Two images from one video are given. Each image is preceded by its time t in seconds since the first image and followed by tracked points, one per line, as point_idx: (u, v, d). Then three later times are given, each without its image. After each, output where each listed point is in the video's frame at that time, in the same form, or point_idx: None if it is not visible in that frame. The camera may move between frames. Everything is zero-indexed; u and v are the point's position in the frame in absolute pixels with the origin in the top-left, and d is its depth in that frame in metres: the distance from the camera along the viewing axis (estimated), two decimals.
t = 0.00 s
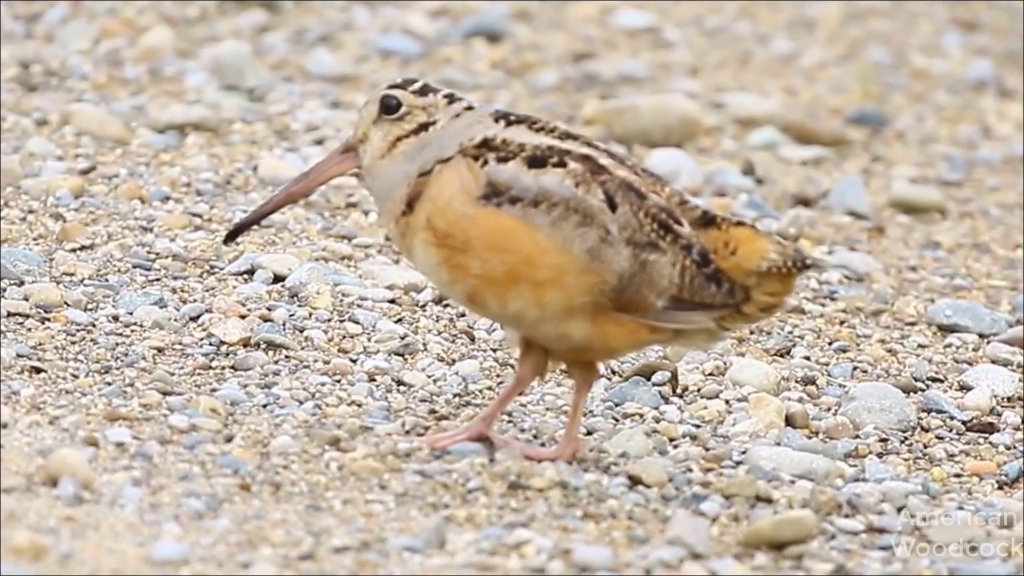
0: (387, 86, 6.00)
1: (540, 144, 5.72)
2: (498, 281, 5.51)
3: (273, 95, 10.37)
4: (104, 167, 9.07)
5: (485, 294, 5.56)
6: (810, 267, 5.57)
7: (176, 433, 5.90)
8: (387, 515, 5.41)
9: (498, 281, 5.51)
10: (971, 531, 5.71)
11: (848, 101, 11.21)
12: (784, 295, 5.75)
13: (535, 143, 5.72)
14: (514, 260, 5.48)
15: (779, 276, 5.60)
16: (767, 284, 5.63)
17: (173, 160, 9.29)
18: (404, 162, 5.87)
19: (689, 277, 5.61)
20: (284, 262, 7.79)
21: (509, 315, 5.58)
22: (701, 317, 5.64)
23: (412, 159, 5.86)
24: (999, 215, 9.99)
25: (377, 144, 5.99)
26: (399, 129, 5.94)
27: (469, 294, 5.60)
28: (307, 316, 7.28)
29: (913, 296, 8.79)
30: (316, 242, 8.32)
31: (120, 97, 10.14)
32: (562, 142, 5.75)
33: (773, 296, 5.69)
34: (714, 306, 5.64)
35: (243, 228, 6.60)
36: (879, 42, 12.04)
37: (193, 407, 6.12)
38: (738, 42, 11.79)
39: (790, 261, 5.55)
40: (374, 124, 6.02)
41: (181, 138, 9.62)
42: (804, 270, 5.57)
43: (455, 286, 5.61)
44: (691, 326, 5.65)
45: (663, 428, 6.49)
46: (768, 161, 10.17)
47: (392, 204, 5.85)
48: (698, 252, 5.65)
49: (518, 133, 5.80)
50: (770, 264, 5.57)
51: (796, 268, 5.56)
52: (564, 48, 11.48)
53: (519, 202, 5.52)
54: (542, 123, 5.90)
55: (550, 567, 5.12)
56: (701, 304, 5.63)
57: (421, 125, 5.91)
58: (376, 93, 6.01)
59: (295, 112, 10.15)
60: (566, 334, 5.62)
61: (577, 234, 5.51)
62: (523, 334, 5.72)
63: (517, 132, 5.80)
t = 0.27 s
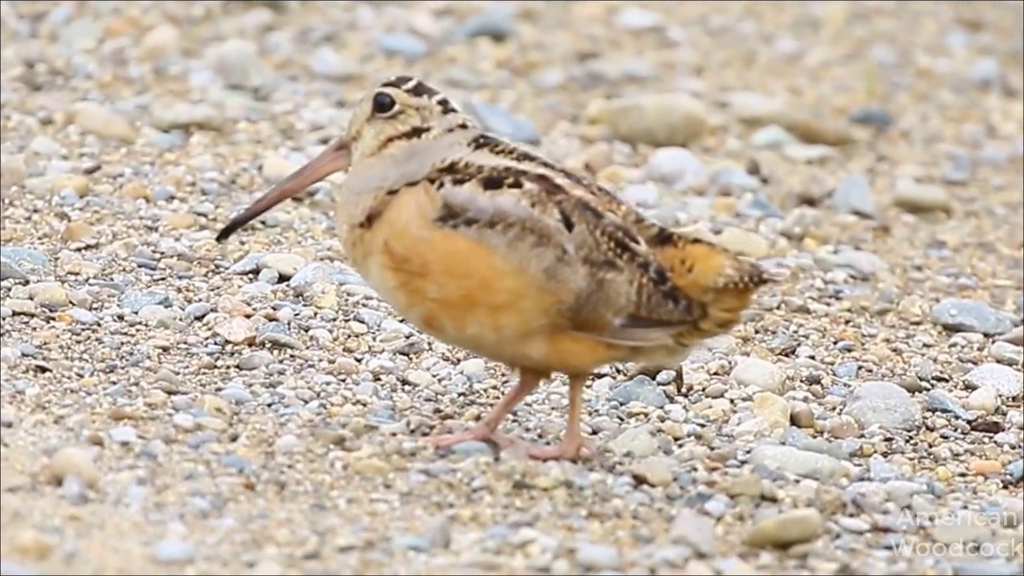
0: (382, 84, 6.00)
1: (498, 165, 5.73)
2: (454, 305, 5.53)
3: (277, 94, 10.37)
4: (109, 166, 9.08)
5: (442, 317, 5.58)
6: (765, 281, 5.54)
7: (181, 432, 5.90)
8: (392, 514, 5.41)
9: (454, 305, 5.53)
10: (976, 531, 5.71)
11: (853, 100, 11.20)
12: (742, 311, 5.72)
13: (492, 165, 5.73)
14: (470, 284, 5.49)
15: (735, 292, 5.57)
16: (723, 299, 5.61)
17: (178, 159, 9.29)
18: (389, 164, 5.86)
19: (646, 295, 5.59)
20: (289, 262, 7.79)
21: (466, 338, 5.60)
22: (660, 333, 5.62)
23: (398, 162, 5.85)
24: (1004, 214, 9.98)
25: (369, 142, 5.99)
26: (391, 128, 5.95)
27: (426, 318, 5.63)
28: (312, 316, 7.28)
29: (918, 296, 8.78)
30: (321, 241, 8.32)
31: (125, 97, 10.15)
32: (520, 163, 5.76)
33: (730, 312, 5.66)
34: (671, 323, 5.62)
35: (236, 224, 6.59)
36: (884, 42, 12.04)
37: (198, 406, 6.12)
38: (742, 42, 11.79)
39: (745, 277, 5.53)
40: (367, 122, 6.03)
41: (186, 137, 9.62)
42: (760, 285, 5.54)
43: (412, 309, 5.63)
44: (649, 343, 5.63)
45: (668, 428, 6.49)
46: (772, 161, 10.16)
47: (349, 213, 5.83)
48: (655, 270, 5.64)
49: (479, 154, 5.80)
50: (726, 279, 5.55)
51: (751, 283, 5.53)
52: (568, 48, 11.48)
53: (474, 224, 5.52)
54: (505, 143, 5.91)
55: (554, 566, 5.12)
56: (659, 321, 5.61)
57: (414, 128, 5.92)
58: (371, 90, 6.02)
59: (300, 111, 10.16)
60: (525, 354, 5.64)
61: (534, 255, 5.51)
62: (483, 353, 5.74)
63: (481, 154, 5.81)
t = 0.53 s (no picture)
0: (384, 83, 6.05)
1: (531, 142, 5.73)
2: (489, 280, 5.48)
3: (282, 94, 10.38)
4: (114, 166, 9.08)
5: (478, 292, 5.53)
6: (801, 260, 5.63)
7: (185, 432, 5.90)
8: (396, 514, 5.41)
9: (490, 280, 5.48)
10: (980, 531, 5.72)
11: (858, 100, 11.19)
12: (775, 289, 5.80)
13: (524, 142, 5.73)
14: (506, 259, 5.45)
15: (771, 270, 5.66)
16: (760, 277, 5.68)
17: (183, 159, 9.30)
18: (399, 159, 5.92)
19: (682, 273, 5.64)
20: (293, 261, 7.80)
21: (502, 314, 5.55)
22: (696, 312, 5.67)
23: (407, 157, 5.90)
24: (1009, 214, 9.97)
25: (374, 141, 6.05)
26: (395, 126, 6.00)
27: (461, 293, 5.58)
28: (317, 316, 7.29)
29: (922, 295, 8.78)
30: (326, 241, 8.33)
31: (129, 96, 10.15)
32: (552, 140, 5.77)
33: (766, 290, 5.74)
34: (707, 301, 5.67)
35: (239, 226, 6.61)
36: (888, 42, 12.04)
37: (202, 406, 6.12)
38: (746, 41, 11.79)
39: (782, 255, 5.62)
40: (372, 122, 6.08)
41: (191, 137, 9.62)
42: (797, 263, 5.63)
43: (447, 286, 5.58)
44: (685, 322, 5.69)
45: (673, 427, 6.48)
46: (777, 161, 10.16)
47: (384, 201, 5.85)
48: (690, 248, 5.69)
49: (509, 131, 5.80)
50: (763, 257, 5.62)
51: (788, 262, 5.62)
52: (573, 47, 11.48)
53: (509, 200, 5.49)
54: (532, 122, 5.90)
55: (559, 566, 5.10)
56: (695, 299, 5.66)
57: (418, 124, 5.96)
58: (374, 90, 6.07)
59: (304, 111, 10.16)
60: (560, 332, 5.59)
61: (569, 231, 5.49)
62: (517, 332, 5.69)
63: (510, 131, 5.80)
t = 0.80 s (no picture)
0: (388, 84, 6.05)
1: (523, 159, 5.70)
2: (477, 300, 5.48)
3: (286, 94, 10.38)
4: (117, 166, 9.09)
5: (465, 311, 5.53)
6: (789, 282, 5.63)
7: (189, 432, 5.91)
8: (400, 514, 5.41)
9: (478, 299, 5.48)
10: (984, 531, 5.72)
11: (861, 100, 11.19)
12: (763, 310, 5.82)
13: (515, 159, 5.71)
14: (494, 279, 5.45)
15: (758, 292, 5.66)
16: (747, 298, 5.69)
17: (186, 159, 9.30)
18: (402, 160, 5.92)
19: (669, 293, 5.64)
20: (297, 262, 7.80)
21: (488, 332, 5.56)
22: (682, 332, 5.66)
23: (410, 159, 5.90)
24: (1012, 214, 9.96)
25: (378, 141, 6.05)
26: (398, 127, 6.00)
27: (448, 311, 5.57)
28: (320, 316, 7.29)
29: (925, 296, 8.77)
30: (329, 241, 8.33)
31: (133, 96, 10.16)
32: (544, 157, 5.75)
33: (753, 311, 5.75)
34: (694, 321, 5.68)
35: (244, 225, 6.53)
36: (891, 42, 12.04)
37: (206, 406, 6.13)
38: (750, 42, 11.79)
39: (769, 277, 5.61)
40: (375, 122, 6.08)
41: (194, 137, 9.63)
42: (784, 285, 5.62)
43: (435, 302, 5.58)
44: (671, 341, 5.67)
45: (676, 427, 6.48)
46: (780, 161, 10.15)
47: (374, 209, 5.83)
48: (678, 268, 5.69)
49: (502, 147, 5.78)
50: (750, 279, 5.62)
51: (775, 283, 5.61)
52: (576, 48, 11.48)
53: (499, 218, 5.47)
54: (526, 137, 5.88)
55: (563, 565, 5.09)
56: (682, 320, 5.67)
57: (421, 126, 5.97)
58: (378, 90, 6.07)
59: (308, 111, 10.17)
60: (545, 350, 5.61)
61: (558, 251, 5.49)
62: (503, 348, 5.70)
63: (502, 148, 5.78)
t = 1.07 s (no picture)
0: (392, 84, 6.06)
1: (529, 151, 5.73)
2: (488, 288, 5.48)
3: (289, 94, 10.38)
4: (121, 166, 9.10)
5: (476, 301, 5.52)
6: (799, 264, 5.62)
7: (193, 433, 5.91)
8: (403, 515, 5.41)
9: (488, 288, 5.48)
10: (988, 532, 5.71)
11: (865, 100, 11.18)
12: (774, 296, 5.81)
13: (522, 151, 5.73)
14: (504, 267, 5.45)
15: (769, 275, 5.65)
16: (758, 282, 5.68)
17: (190, 160, 9.31)
18: (406, 159, 5.92)
19: (679, 280, 5.63)
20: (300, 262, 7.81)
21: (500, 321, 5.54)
22: (693, 318, 5.65)
23: (414, 157, 5.90)
24: (1016, 215, 9.95)
25: (381, 141, 6.06)
26: (402, 127, 6.01)
27: (459, 302, 5.57)
28: (324, 316, 7.29)
29: (929, 296, 8.77)
30: (333, 242, 8.33)
31: (136, 97, 10.16)
32: (550, 149, 5.77)
33: (763, 295, 5.74)
34: (704, 308, 5.66)
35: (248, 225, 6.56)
36: (895, 43, 12.04)
37: (210, 407, 6.13)
38: (754, 43, 11.79)
39: (779, 260, 5.61)
40: (379, 122, 6.09)
41: (198, 138, 9.63)
42: (794, 268, 5.62)
43: (445, 294, 5.57)
44: (682, 328, 5.65)
45: (680, 428, 6.48)
46: (784, 162, 10.15)
47: (380, 206, 5.83)
48: (687, 255, 5.69)
49: (509, 140, 5.79)
50: (761, 262, 5.62)
51: (785, 266, 5.61)
52: (580, 49, 11.48)
53: (507, 208, 5.50)
54: (532, 129, 5.90)
55: (566, 566, 5.08)
56: (693, 306, 5.65)
57: (425, 126, 5.98)
58: (382, 91, 6.08)
59: (312, 111, 10.17)
60: (558, 339, 5.59)
61: (566, 239, 5.49)
62: (515, 340, 5.69)
63: (509, 139, 5.80)
